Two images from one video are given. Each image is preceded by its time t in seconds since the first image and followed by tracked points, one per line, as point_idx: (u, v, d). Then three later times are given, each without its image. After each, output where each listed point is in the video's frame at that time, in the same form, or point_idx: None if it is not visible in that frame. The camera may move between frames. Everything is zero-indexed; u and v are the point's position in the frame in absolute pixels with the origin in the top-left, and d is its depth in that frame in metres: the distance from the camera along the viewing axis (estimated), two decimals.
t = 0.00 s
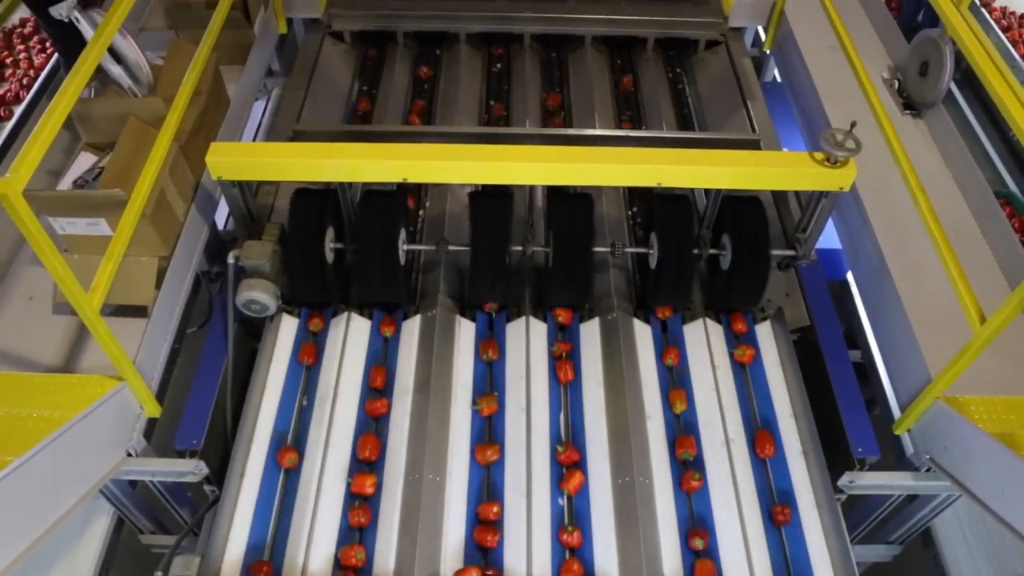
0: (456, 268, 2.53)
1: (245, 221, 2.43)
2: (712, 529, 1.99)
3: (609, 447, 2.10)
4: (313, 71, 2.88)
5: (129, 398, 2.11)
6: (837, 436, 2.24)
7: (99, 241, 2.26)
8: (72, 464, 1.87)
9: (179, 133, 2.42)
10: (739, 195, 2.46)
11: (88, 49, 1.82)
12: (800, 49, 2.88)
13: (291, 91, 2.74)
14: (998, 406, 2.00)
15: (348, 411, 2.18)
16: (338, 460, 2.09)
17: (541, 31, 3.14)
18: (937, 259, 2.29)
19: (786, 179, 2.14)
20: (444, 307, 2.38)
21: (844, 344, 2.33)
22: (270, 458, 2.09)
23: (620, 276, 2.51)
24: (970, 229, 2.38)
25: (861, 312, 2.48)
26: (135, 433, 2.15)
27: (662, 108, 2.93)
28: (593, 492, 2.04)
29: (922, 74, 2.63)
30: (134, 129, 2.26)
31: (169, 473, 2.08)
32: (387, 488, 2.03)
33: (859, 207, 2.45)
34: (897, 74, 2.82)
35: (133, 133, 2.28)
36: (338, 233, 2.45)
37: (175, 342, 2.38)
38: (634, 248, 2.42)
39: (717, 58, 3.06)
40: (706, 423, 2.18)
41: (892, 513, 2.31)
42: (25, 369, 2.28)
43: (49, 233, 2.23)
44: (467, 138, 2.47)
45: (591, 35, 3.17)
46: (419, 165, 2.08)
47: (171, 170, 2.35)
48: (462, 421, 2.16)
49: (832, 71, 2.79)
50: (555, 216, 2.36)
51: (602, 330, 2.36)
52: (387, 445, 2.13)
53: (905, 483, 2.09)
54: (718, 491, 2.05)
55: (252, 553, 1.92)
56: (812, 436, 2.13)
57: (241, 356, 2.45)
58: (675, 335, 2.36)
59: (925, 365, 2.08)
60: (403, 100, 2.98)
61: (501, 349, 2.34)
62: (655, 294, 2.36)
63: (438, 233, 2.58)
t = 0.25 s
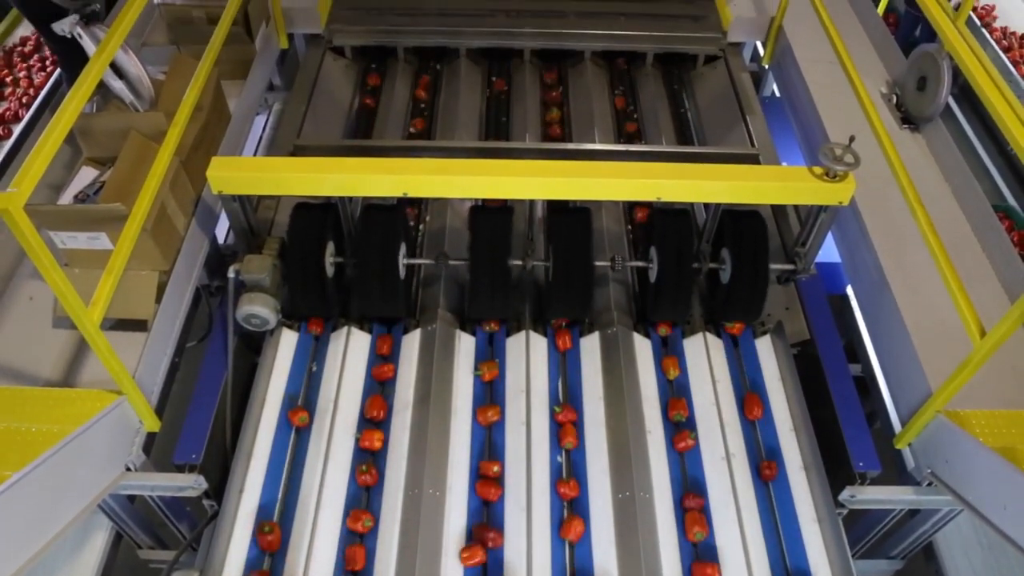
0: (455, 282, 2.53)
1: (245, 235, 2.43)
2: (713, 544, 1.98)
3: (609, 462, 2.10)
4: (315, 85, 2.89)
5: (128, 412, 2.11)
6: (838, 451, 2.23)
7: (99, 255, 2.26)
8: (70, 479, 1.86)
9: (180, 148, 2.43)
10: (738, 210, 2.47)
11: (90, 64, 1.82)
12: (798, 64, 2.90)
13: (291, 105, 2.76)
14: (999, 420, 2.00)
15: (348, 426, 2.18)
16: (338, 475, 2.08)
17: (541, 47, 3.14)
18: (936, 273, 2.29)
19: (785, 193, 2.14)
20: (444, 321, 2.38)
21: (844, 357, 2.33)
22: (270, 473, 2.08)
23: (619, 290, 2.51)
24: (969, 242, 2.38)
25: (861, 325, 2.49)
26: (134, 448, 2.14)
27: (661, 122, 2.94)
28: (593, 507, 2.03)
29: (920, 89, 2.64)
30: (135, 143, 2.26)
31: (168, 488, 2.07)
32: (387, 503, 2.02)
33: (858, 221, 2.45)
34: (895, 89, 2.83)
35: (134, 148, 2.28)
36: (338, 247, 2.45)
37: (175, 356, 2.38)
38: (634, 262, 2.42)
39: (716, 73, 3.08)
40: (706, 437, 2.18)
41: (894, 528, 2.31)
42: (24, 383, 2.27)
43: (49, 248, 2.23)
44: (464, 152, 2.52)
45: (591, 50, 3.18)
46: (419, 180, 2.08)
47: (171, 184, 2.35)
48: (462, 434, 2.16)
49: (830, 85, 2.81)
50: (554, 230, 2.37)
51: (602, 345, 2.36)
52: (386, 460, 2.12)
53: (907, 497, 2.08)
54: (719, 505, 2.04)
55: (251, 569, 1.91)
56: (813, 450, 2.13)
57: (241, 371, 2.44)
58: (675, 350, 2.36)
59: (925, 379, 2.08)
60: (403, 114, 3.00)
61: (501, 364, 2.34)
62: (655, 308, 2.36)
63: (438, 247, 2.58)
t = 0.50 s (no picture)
0: (455, 296, 2.53)
1: (246, 249, 2.44)
2: (714, 559, 1.97)
3: (610, 476, 2.09)
4: (315, 100, 2.91)
5: (127, 426, 2.10)
6: (839, 465, 2.22)
7: (99, 268, 2.26)
8: (69, 493, 1.85)
9: (181, 162, 2.43)
10: (738, 224, 2.47)
11: (92, 79, 1.82)
12: (797, 79, 2.91)
13: (292, 120, 2.77)
14: (1000, 433, 2.00)
15: (348, 440, 2.18)
16: (338, 489, 2.08)
17: (541, 61, 3.16)
18: (935, 286, 2.30)
19: (783, 208, 2.14)
20: (444, 336, 2.38)
21: (844, 371, 2.33)
22: (270, 487, 2.08)
23: (619, 304, 2.52)
24: (968, 255, 2.38)
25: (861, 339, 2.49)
26: (133, 462, 2.14)
27: (661, 137, 2.95)
28: (593, 521, 2.02)
29: (917, 103, 2.65)
30: (136, 158, 2.27)
31: (166, 503, 2.06)
32: (387, 517, 2.02)
33: (858, 235, 2.46)
34: (893, 103, 2.85)
35: (135, 163, 2.28)
36: (339, 260, 2.46)
37: (174, 370, 2.38)
38: (634, 275, 2.42)
39: (715, 88, 3.09)
40: (707, 450, 2.17)
41: (896, 543, 2.30)
42: (23, 397, 2.27)
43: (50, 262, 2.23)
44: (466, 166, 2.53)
45: (591, 65, 3.20)
46: (419, 194, 2.09)
47: (172, 198, 2.36)
48: (462, 447, 2.16)
49: (828, 100, 2.82)
50: (554, 244, 2.37)
51: (602, 359, 2.35)
52: (386, 474, 2.11)
53: (908, 512, 2.08)
54: (719, 519, 2.04)
55: None
56: (814, 465, 2.12)
57: (240, 385, 2.44)
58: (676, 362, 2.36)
59: (925, 393, 2.07)
60: (404, 129, 3.01)
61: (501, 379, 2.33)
62: (655, 322, 2.36)
63: (438, 261, 2.59)
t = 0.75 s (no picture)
0: (455, 310, 2.53)
1: (246, 263, 2.44)
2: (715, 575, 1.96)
3: (610, 490, 2.09)
4: (316, 114, 2.92)
5: (126, 440, 2.10)
6: (840, 479, 2.22)
7: (100, 282, 2.26)
8: (67, 508, 1.85)
9: (182, 176, 2.44)
10: (737, 237, 2.47)
11: (94, 94, 1.81)
12: (796, 93, 2.93)
13: (292, 134, 2.78)
14: (1001, 446, 1.99)
15: (348, 455, 2.17)
16: (337, 504, 2.07)
17: (541, 76, 3.17)
18: (935, 300, 2.30)
19: (782, 221, 2.15)
20: (444, 349, 2.38)
21: (844, 384, 2.33)
22: (269, 502, 2.07)
23: (619, 318, 2.52)
24: (968, 269, 2.38)
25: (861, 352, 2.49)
26: (132, 476, 2.13)
27: (661, 151, 2.96)
28: (594, 536, 2.01)
29: (916, 117, 2.66)
30: (136, 172, 2.27)
31: (165, 517, 2.05)
32: (386, 532, 2.01)
33: (857, 248, 2.46)
34: (891, 117, 2.86)
35: (135, 176, 2.29)
36: (339, 274, 2.46)
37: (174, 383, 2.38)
38: (634, 289, 2.42)
39: (715, 102, 3.11)
40: (707, 465, 2.17)
41: (898, 558, 2.28)
42: (22, 410, 2.26)
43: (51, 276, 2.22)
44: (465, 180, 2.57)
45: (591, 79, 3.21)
46: (419, 208, 2.09)
47: (173, 212, 2.36)
48: (462, 461, 2.15)
49: (826, 114, 2.83)
50: (554, 258, 2.37)
51: (602, 373, 2.35)
52: (386, 489, 2.11)
53: (909, 526, 2.07)
54: (720, 534, 2.03)
55: None
56: (815, 479, 2.12)
57: (240, 399, 2.44)
58: (676, 374, 2.36)
59: (926, 406, 2.07)
60: (404, 143, 3.03)
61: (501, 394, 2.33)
62: (655, 336, 2.36)
63: (438, 275, 2.59)
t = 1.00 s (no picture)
0: (455, 324, 2.54)
1: (246, 276, 2.44)
2: None
3: (610, 504, 2.08)
4: (316, 127, 2.93)
5: (125, 453, 2.09)
6: (841, 492, 2.21)
7: (100, 295, 2.26)
8: (65, 522, 1.84)
9: (183, 190, 2.45)
10: (736, 250, 2.48)
11: (95, 110, 1.83)
12: (794, 107, 2.94)
13: (293, 147, 2.79)
14: (1002, 459, 1.99)
15: (348, 468, 2.17)
16: (336, 518, 2.06)
17: (540, 90, 3.19)
18: (934, 312, 2.30)
19: (781, 235, 2.15)
20: (444, 363, 2.38)
21: (844, 397, 2.32)
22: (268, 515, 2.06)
23: (619, 331, 2.52)
24: (967, 282, 2.38)
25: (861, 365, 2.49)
26: (131, 490, 2.12)
27: (660, 164, 2.97)
28: (594, 550, 2.00)
29: (914, 131, 2.67)
30: (137, 185, 2.27)
31: (163, 531, 2.04)
32: (386, 546, 2.00)
33: (857, 261, 2.47)
34: (889, 130, 2.87)
35: (136, 190, 2.30)
36: (339, 287, 2.46)
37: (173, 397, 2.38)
38: (633, 302, 2.42)
39: (714, 116, 3.12)
40: (707, 479, 2.16)
41: (900, 571, 2.27)
42: (21, 424, 2.26)
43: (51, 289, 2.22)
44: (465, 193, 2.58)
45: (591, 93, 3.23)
46: (419, 222, 2.09)
47: (173, 226, 2.37)
48: (461, 475, 2.15)
49: (825, 127, 2.85)
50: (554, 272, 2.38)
51: (602, 387, 2.35)
52: (385, 503, 2.10)
53: (911, 540, 2.06)
54: (721, 548, 2.02)
55: None
56: (815, 492, 2.11)
57: (239, 412, 2.43)
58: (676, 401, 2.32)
59: (926, 419, 2.07)
60: (404, 157, 3.04)
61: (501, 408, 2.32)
62: (655, 349, 2.36)
63: (438, 288, 2.59)
